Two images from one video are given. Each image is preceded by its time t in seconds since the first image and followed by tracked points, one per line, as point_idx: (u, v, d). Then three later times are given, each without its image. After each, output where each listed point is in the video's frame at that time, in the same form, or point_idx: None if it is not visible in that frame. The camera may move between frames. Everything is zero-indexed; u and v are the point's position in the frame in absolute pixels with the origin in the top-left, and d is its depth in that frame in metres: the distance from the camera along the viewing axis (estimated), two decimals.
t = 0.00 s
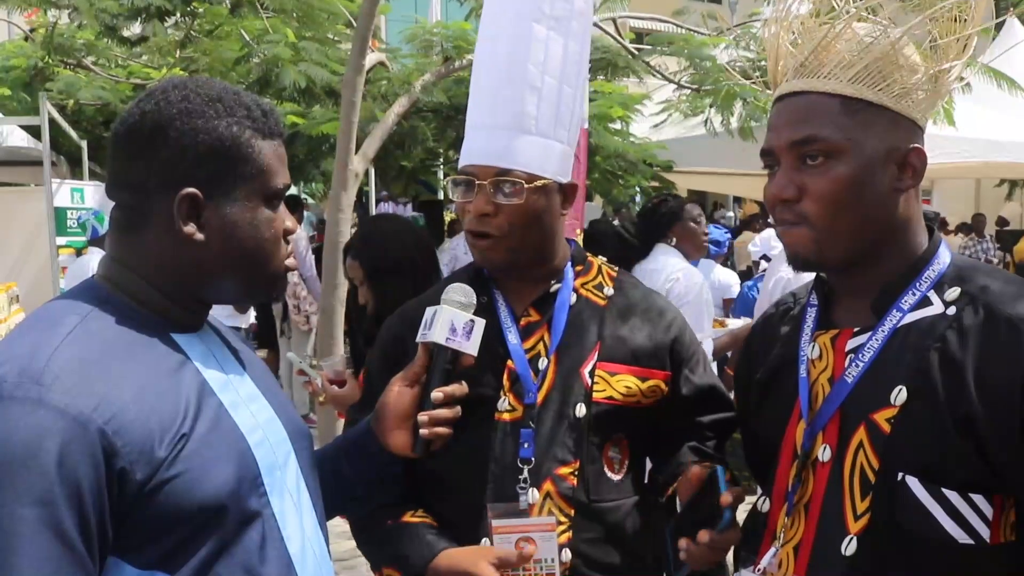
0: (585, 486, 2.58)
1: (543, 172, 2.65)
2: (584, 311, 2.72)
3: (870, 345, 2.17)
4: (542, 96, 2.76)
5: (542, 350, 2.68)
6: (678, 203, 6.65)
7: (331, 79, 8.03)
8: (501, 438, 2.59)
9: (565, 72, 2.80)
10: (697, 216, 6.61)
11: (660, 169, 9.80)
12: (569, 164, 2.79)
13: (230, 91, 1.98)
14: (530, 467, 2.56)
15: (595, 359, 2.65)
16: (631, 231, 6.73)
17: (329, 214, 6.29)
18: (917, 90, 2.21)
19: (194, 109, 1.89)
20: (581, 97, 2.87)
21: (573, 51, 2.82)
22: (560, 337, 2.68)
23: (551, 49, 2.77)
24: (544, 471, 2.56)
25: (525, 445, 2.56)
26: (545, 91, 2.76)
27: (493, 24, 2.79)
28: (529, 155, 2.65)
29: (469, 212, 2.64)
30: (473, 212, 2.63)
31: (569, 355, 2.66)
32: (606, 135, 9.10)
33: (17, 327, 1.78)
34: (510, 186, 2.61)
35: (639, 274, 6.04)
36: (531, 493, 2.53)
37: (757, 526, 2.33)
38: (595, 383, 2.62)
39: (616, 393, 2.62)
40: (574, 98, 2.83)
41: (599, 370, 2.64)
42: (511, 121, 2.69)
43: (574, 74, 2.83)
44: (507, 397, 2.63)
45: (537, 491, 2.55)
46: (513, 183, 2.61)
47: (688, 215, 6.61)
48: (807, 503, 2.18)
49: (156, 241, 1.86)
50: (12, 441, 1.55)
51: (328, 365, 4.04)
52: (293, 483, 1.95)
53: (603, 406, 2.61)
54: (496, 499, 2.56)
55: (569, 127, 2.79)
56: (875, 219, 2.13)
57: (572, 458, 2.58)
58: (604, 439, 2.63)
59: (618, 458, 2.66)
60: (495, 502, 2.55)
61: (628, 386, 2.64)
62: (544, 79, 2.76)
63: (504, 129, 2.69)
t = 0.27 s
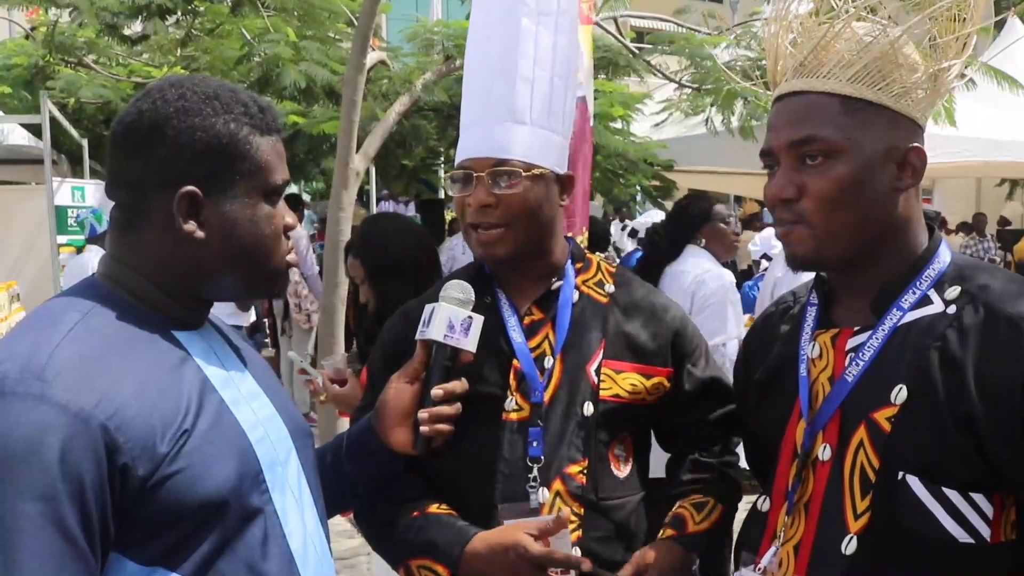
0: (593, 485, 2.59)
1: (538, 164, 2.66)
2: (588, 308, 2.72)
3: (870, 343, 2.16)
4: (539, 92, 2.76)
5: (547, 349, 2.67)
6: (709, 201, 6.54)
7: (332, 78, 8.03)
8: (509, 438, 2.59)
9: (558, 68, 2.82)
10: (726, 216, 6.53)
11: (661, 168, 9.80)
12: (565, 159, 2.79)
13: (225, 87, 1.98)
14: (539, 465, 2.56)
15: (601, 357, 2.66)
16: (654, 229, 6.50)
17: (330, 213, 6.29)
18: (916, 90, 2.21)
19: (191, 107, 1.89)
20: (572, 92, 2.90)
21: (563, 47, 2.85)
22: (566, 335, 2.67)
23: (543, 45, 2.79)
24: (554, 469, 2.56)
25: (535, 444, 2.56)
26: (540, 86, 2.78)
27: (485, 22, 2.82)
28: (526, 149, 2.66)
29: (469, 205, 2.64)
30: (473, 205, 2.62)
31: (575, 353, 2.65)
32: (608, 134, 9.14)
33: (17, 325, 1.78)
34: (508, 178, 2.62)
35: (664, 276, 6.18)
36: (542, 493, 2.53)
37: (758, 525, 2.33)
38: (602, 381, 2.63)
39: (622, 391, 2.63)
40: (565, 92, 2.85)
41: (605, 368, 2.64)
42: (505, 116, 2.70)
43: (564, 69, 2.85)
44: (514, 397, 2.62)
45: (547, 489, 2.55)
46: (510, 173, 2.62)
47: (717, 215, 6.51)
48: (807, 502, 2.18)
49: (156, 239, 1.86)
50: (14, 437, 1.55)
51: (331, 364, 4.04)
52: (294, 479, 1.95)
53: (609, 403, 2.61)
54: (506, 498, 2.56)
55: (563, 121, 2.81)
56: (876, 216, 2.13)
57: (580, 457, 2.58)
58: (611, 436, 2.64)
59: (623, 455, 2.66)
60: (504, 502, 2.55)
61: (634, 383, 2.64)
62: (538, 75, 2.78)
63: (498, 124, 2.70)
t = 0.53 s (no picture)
0: (597, 483, 2.59)
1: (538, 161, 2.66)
2: (588, 307, 2.71)
3: (869, 341, 2.17)
4: (536, 90, 2.76)
5: (551, 348, 2.67)
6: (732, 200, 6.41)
7: (332, 77, 8.04)
8: (513, 437, 2.58)
9: (554, 66, 2.82)
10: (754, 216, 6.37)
11: (661, 167, 9.81)
12: (563, 156, 2.79)
13: (221, 85, 1.97)
14: (544, 464, 2.55)
15: (604, 356, 2.66)
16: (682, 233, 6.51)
17: (330, 212, 6.29)
18: (913, 88, 2.21)
19: (187, 106, 1.89)
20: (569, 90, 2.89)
21: (559, 45, 2.85)
22: (569, 335, 2.67)
23: (539, 43, 2.79)
24: (558, 469, 2.56)
25: (538, 443, 2.55)
26: (537, 85, 2.77)
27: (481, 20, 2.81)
28: (524, 146, 2.66)
29: (470, 204, 2.64)
30: (474, 204, 2.62)
31: (578, 352, 2.65)
32: (607, 133, 9.13)
33: (17, 322, 1.78)
34: (508, 175, 2.62)
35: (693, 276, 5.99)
36: (546, 492, 2.52)
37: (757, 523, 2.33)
38: (605, 380, 2.63)
39: (625, 389, 2.63)
40: (562, 90, 2.84)
41: (609, 367, 2.64)
42: (502, 115, 2.69)
43: (561, 66, 2.85)
44: (518, 396, 2.61)
45: (551, 489, 2.54)
46: (509, 171, 2.62)
47: (744, 215, 6.36)
48: (806, 500, 2.18)
49: (155, 238, 1.86)
50: (12, 433, 1.55)
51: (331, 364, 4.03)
52: (294, 477, 1.95)
53: (614, 403, 2.62)
54: (512, 497, 2.56)
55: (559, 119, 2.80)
56: (874, 214, 2.13)
57: (585, 456, 2.58)
58: (615, 435, 2.65)
59: (625, 453, 2.67)
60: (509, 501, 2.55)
61: (637, 382, 2.65)
62: (535, 73, 2.77)
63: (495, 123, 2.69)
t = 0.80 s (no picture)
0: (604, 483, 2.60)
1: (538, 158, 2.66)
2: (590, 307, 2.72)
3: (869, 340, 2.17)
4: (535, 89, 2.76)
5: (554, 348, 2.67)
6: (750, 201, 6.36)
7: (332, 76, 8.04)
8: (519, 437, 2.58)
9: (552, 65, 2.82)
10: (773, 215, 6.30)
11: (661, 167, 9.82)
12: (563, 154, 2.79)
13: (220, 85, 1.98)
14: (550, 464, 2.56)
15: (607, 355, 2.66)
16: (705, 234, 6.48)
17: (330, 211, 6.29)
18: (914, 88, 2.21)
19: (186, 106, 1.89)
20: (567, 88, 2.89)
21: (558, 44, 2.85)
22: (572, 336, 2.67)
23: (538, 41, 2.78)
24: (565, 469, 2.57)
25: (544, 443, 2.56)
26: (536, 84, 2.77)
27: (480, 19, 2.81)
28: (523, 145, 2.66)
29: (471, 201, 2.63)
30: (475, 201, 2.62)
31: (581, 352, 2.66)
32: (607, 132, 9.10)
33: (16, 320, 1.78)
34: (510, 172, 2.63)
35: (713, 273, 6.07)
36: (553, 492, 2.53)
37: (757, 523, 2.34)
38: (610, 380, 2.64)
39: (629, 388, 2.64)
40: (561, 88, 2.84)
41: (612, 367, 2.65)
42: (501, 113, 2.70)
43: (560, 64, 2.85)
44: (522, 397, 2.61)
45: (558, 489, 2.55)
46: (513, 166, 2.63)
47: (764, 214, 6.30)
48: (806, 499, 2.19)
49: (155, 236, 1.87)
50: (13, 430, 1.55)
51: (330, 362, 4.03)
52: (293, 476, 1.96)
53: (617, 402, 2.63)
54: (517, 498, 2.55)
55: (558, 117, 2.80)
56: (875, 213, 2.13)
57: (590, 456, 2.60)
58: (618, 433, 2.65)
59: (629, 452, 2.68)
60: (514, 501, 2.54)
61: (641, 380, 2.65)
62: (533, 72, 2.77)
63: (494, 122, 2.70)
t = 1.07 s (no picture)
0: (595, 484, 2.60)
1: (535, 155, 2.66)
2: (590, 306, 2.72)
3: (871, 340, 2.17)
4: (534, 89, 2.76)
5: (547, 348, 2.68)
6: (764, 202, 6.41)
7: (332, 76, 8.04)
8: (509, 440, 2.60)
9: (551, 64, 2.83)
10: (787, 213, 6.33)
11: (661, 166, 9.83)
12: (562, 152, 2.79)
13: (216, 84, 1.98)
14: (539, 465, 2.56)
15: (602, 356, 2.66)
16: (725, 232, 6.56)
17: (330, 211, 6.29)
18: (915, 89, 2.21)
19: (184, 105, 1.89)
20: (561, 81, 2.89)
21: (551, 39, 2.84)
22: (566, 336, 2.67)
23: (532, 38, 2.78)
24: (555, 470, 2.57)
25: (535, 444, 2.56)
26: (535, 83, 2.78)
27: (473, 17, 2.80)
28: (522, 144, 2.66)
29: (468, 201, 2.64)
30: (472, 201, 2.62)
31: (575, 353, 2.66)
32: (608, 132, 9.08)
33: (17, 321, 1.79)
34: (507, 171, 2.63)
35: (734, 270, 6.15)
36: (542, 493, 2.54)
37: (757, 523, 2.34)
38: (603, 381, 2.63)
39: (622, 390, 2.63)
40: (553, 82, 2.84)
41: (606, 368, 2.64)
42: (498, 111, 2.70)
43: (551, 58, 2.84)
44: (513, 397, 2.62)
45: (547, 490, 2.56)
46: (508, 165, 2.62)
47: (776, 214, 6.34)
48: (806, 498, 2.19)
49: (155, 237, 1.87)
50: (14, 432, 1.55)
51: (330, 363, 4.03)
52: (292, 476, 1.96)
53: (610, 403, 2.63)
54: (508, 498, 2.57)
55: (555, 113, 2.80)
56: (876, 213, 2.13)
57: (581, 457, 2.60)
58: (613, 437, 2.65)
59: (626, 455, 2.67)
60: (505, 501, 2.56)
61: (635, 382, 2.65)
62: (529, 69, 2.77)
63: (492, 120, 2.70)
